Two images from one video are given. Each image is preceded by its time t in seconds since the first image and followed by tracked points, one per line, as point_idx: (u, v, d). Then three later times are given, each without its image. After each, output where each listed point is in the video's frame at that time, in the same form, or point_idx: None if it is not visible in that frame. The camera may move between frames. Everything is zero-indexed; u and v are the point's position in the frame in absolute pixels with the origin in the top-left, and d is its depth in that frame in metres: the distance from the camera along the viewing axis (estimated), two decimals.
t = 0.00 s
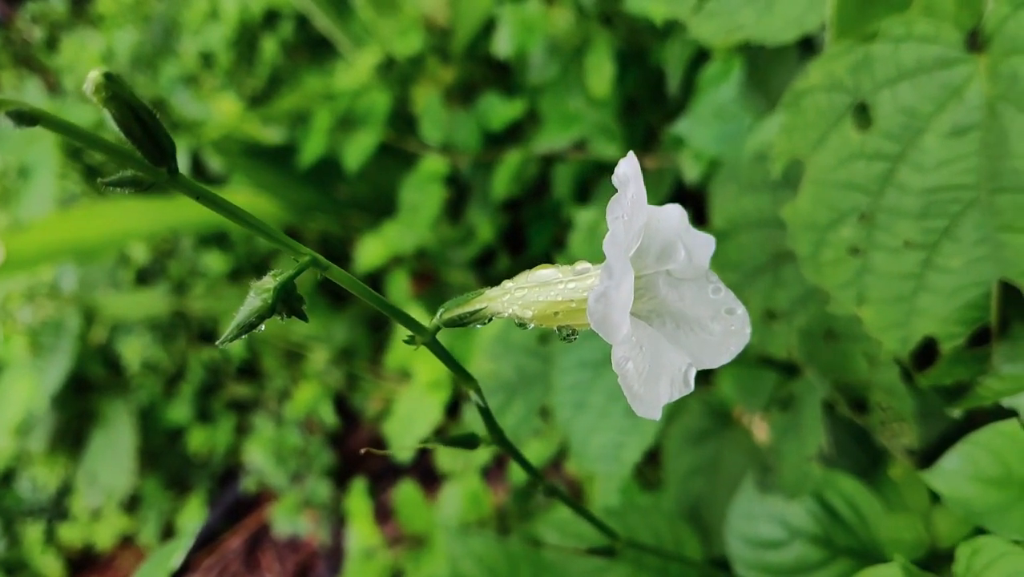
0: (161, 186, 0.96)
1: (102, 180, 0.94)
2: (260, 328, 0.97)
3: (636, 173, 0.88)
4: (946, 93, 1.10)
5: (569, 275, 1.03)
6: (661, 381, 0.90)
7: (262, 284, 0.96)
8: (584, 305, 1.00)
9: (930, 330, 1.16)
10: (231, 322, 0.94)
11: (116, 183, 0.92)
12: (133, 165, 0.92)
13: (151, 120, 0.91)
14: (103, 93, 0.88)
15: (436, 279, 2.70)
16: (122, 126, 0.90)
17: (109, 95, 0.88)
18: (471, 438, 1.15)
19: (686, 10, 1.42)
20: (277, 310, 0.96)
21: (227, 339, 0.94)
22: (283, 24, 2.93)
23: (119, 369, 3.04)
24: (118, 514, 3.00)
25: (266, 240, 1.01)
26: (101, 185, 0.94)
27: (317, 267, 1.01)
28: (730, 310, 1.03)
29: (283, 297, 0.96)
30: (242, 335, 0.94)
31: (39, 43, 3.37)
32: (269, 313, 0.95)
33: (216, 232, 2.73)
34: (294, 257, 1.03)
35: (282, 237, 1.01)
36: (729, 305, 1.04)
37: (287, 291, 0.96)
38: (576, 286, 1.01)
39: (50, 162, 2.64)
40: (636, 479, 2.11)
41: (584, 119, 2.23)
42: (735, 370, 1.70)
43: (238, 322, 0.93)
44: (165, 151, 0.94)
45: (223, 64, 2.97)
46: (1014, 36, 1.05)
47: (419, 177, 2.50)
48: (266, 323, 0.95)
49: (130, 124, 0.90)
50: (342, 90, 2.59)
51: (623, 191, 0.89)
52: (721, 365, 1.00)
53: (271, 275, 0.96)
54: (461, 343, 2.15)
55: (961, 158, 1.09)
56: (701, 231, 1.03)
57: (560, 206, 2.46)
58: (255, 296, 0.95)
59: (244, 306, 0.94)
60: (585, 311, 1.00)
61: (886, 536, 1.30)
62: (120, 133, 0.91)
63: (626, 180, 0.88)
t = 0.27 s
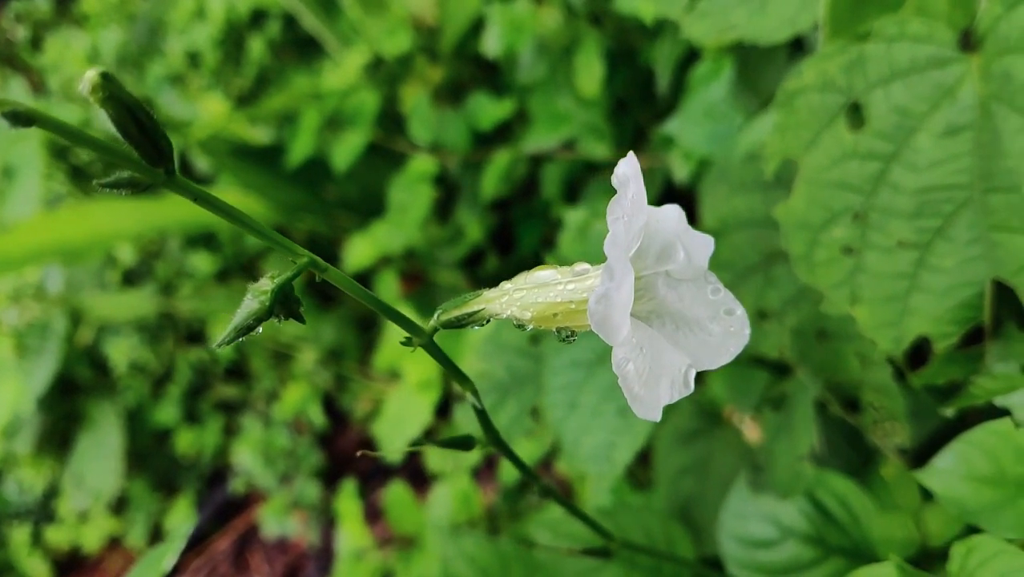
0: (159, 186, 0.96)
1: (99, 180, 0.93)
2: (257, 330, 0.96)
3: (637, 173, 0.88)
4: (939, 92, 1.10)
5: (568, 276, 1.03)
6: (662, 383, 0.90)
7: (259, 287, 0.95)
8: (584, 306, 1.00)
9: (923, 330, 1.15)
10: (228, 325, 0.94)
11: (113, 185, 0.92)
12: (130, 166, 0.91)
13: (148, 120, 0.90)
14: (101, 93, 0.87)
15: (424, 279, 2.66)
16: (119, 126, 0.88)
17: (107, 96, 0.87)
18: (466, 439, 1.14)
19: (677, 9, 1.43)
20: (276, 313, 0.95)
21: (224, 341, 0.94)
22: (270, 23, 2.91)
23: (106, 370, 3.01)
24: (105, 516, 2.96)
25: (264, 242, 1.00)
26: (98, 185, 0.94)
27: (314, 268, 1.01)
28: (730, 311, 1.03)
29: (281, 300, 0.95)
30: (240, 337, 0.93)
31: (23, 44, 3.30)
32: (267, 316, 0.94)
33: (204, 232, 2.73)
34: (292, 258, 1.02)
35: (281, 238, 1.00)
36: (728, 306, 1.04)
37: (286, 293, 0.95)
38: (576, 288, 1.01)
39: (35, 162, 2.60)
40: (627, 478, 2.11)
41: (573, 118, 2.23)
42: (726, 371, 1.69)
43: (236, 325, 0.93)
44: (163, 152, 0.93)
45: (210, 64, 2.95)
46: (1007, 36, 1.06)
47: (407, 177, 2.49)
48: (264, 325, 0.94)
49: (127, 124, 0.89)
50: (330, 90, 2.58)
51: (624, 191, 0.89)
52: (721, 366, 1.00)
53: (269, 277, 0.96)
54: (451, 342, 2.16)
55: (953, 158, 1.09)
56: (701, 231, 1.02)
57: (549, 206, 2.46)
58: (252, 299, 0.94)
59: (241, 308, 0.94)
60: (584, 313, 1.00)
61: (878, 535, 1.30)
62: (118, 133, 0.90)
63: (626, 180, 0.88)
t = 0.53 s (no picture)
0: (155, 186, 0.94)
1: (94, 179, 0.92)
2: (254, 331, 0.95)
3: (636, 172, 0.88)
4: (931, 91, 1.10)
5: (567, 275, 1.03)
6: (661, 382, 0.90)
7: (256, 287, 0.94)
8: (582, 305, 1.00)
9: (915, 328, 1.15)
10: (224, 325, 0.92)
11: (108, 184, 0.90)
12: (126, 165, 0.90)
13: (145, 118, 0.89)
14: (97, 90, 0.87)
15: (413, 278, 2.64)
16: (116, 123, 0.88)
17: (103, 93, 0.87)
18: (460, 439, 1.13)
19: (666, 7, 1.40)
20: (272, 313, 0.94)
21: (221, 342, 0.92)
22: (255, 21, 2.88)
23: (92, 370, 2.98)
24: (91, 518, 2.93)
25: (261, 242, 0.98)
26: (93, 185, 0.92)
27: (312, 268, 1.00)
28: (727, 310, 1.04)
29: (277, 300, 0.94)
30: (237, 337, 0.92)
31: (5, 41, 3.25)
32: (263, 316, 0.93)
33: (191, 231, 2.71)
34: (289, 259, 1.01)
35: (278, 238, 0.99)
36: (726, 305, 1.04)
37: (282, 293, 0.94)
38: (574, 287, 1.01)
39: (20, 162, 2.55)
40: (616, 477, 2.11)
41: (561, 117, 2.23)
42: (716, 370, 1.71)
43: (233, 325, 0.92)
44: (160, 150, 0.92)
45: (195, 62, 2.92)
46: (998, 34, 1.06)
47: (395, 176, 2.48)
48: (261, 325, 0.93)
49: (123, 121, 0.88)
50: (318, 89, 2.57)
51: (623, 190, 0.88)
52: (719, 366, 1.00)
53: (266, 276, 0.95)
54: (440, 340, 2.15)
55: (945, 156, 1.10)
56: (698, 230, 1.03)
57: (537, 205, 2.46)
58: (248, 299, 0.93)
59: (237, 308, 0.92)
60: (583, 312, 1.00)
61: (869, 533, 1.30)
62: (114, 131, 0.89)
63: (625, 179, 0.88)
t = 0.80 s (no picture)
0: (152, 184, 0.93)
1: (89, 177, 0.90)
2: (250, 331, 0.94)
3: (635, 169, 0.88)
4: (922, 88, 1.11)
5: (564, 274, 1.03)
6: (660, 380, 0.90)
7: (252, 287, 0.93)
8: (580, 303, 1.01)
9: (906, 325, 1.14)
10: (220, 326, 0.91)
11: (104, 183, 0.89)
12: (123, 164, 0.89)
13: (143, 117, 0.88)
14: (94, 88, 0.85)
15: (400, 276, 2.65)
16: (113, 122, 0.86)
17: (100, 91, 0.85)
18: (456, 438, 1.13)
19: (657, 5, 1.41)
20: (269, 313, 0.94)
21: (217, 342, 0.91)
22: (241, 19, 2.86)
23: (78, 370, 2.97)
24: (77, 518, 2.90)
25: (257, 241, 0.98)
26: (87, 183, 0.91)
27: (309, 268, 0.99)
28: (725, 309, 1.03)
29: (274, 300, 0.94)
30: (234, 337, 0.91)
31: None
32: (260, 316, 0.92)
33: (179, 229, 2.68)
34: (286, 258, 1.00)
35: (274, 237, 0.98)
36: (723, 303, 1.04)
37: (279, 293, 0.94)
38: (572, 286, 1.01)
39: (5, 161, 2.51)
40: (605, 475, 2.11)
41: (550, 115, 2.22)
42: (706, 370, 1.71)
43: (230, 325, 0.90)
44: (156, 149, 0.91)
45: (181, 61, 2.89)
46: (989, 31, 1.06)
47: (382, 173, 2.47)
48: (257, 325, 0.92)
49: (120, 120, 0.86)
50: (304, 86, 2.56)
51: (621, 188, 0.89)
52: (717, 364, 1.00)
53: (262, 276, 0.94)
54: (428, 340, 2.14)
55: (937, 153, 1.10)
56: (696, 228, 1.02)
57: (525, 203, 2.45)
58: (245, 299, 0.92)
59: (234, 308, 0.91)
60: (581, 310, 1.00)
61: (859, 528, 1.31)
62: (110, 130, 0.88)
63: (624, 177, 0.88)
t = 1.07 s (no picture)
0: (148, 184, 0.92)
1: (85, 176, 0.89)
2: (246, 331, 0.93)
3: (632, 168, 0.88)
4: (913, 85, 1.11)
5: (561, 273, 1.03)
6: (658, 379, 0.91)
7: (249, 286, 0.92)
8: (576, 301, 1.00)
9: (898, 322, 1.14)
10: (216, 325, 0.91)
11: (99, 182, 0.88)
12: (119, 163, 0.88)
13: (138, 115, 0.87)
14: (89, 86, 0.84)
15: (387, 274, 2.63)
16: (108, 120, 0.86)
17: (95, 89, 0.84)
18: (449, 437, 1.12)
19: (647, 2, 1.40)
20: (265, 313, 0.93)
21: (213, 342, 0.91)
22: (226, 17, 2.85)
23: (62, 370, 2.94)
24: (62, 519, 2.87)
25: (255, 242, 0.97)
26: (83, 182, 0.90)
27: (306, 267, 0.98)
28: (721, 306, 1.02)
29: (270, 299, 0.93)
30: (229, 338, 0.90)
31: None
32: (256, 316, 0.91)
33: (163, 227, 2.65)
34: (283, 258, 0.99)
35: (271, 237, 0.97)
36: (720, 301, 1.03)
37: (275, 292, 0.93)
38: (568, 285, 1.00)
39: None
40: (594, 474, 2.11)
41: (537, 112, 2.20)
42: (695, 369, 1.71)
43: (225, 325, 0.90)
44: (153, 148, 0.90)
45: (164, 58, 2.85)
46: (980, 29, 1.06)
47: (369, 171, 2.46)
48: (253, 325, 0.92)
49: (116, 118, 0.86)
50: (290, 84, 2.55)
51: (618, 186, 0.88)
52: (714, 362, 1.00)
53: (259, 275, 0.93)
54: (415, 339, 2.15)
55: (927, 150, 1.10)
56: (692, 226, 1.01)
57: (512, 201, 2.45)
58: (241, 298, 0.91)
59: (229, 307, 0.91)
60: (578, 309, 1.00)
61: (848, 525, 1.32)
62: (106, 128, 0.87)
63: (621, 175, 0.88)
